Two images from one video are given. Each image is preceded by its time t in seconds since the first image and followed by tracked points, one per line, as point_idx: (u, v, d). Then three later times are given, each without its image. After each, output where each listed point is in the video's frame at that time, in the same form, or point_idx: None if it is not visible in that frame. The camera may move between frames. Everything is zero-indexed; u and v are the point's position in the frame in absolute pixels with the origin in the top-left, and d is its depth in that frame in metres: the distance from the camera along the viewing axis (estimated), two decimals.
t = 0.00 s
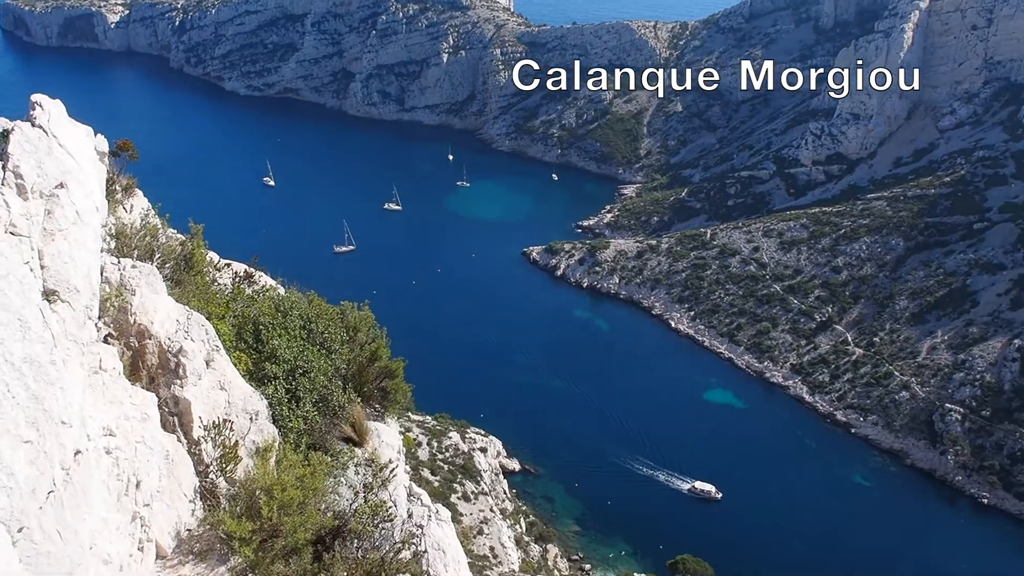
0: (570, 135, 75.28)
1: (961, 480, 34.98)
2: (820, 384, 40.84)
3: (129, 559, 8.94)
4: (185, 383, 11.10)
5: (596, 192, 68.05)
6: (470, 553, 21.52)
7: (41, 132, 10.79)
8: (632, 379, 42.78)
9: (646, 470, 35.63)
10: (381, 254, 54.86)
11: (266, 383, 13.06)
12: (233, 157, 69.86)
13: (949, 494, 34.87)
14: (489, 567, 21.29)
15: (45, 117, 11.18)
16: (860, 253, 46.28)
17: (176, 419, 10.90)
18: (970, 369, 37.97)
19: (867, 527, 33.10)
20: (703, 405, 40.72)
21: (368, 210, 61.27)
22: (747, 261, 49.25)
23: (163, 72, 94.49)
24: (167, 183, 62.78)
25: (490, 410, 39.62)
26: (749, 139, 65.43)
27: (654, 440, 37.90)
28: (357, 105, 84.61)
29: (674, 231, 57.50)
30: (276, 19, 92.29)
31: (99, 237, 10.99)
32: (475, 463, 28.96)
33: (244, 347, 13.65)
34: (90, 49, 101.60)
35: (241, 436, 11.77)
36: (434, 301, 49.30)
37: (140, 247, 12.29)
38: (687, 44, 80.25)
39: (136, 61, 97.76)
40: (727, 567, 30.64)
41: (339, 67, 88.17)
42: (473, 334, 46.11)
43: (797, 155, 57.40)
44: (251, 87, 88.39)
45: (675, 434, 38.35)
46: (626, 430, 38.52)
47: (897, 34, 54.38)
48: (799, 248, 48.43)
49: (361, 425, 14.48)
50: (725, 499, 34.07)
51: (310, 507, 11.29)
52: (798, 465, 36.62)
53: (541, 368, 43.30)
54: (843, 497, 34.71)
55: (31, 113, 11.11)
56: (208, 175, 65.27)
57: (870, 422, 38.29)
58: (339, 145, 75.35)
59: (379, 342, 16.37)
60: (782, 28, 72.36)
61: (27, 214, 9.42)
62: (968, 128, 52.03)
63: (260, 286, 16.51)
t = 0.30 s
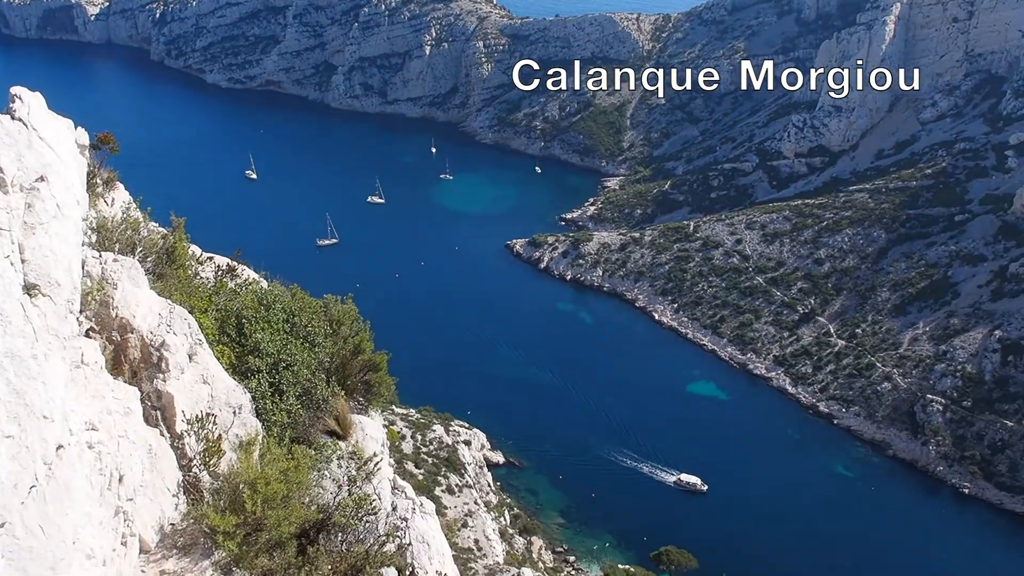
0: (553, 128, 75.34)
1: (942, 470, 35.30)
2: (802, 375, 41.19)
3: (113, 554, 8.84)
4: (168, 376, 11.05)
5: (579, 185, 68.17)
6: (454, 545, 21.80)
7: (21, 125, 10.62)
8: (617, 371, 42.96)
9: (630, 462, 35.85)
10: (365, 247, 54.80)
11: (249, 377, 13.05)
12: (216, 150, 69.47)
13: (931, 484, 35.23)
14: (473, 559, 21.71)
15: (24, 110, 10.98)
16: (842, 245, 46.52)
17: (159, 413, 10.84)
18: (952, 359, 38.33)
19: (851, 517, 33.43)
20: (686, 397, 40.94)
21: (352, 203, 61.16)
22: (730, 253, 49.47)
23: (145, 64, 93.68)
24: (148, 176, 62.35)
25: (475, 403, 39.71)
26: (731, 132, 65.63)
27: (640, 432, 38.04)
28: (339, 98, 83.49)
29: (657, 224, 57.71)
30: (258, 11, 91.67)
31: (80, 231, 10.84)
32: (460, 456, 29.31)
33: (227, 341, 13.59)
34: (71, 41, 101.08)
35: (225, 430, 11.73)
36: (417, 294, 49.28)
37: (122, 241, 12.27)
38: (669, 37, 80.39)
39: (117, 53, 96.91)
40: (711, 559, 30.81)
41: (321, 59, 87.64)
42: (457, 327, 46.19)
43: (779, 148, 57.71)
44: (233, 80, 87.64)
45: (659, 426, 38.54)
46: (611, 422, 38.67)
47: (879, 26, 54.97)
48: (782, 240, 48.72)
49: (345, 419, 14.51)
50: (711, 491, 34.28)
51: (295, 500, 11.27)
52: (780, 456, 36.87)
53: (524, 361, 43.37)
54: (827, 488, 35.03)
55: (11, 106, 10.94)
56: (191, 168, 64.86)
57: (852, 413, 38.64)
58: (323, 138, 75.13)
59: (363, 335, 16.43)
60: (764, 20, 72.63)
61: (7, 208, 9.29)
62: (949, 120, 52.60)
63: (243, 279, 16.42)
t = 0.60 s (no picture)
0: (536, 122, 75.27)
1: (924, 462, 35.65)
2: (785, 368, 41.47)
3: (96, 550, 8.69)
4: (150, 372, 10.98)
5: (563, 179, 68.22)
6: (439, 540, 22.27)
7: None
8: (601, 365, 43.12)
9: (614, 456, 35.95)
10: (348, 241, 54.76)
11: (231, 372, 13.04)
12: (198, 145, 69.19)
13: (913, 476, 35.58)
14: (458, 554, 22.22)
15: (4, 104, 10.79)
16: (824, 238, 46.74)
17: (142, 409, 10.73)
18: (933, 352, 38.61)
19: (838, 510, 33.60)
20: (669, 390, 41.16)
21: (335, 197, 61.09)
22: (713, 247, 49.66)
23: (126, 58, 93.09)
24: (129, 171, 62.01)
25: (457, 397, 39.80)
26: (714, 126, 65.83)
27: (625, 426, 38.14)
28: (323, 92, 83.71)
29: (640, 217, 57.88)
30: (240, 5, 91.43)
31: (60, 226, 10.67)
32: (443, 451, 29.70)
33: (210, 336, 13.54)
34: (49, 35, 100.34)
35: (207, 425, 11.69)
36: (400, 288, 49.28)
37: (103, 236, 12.27)
38: (652, 31, 80.59)
39: (98, 48, 96.24)
40: (694, 551, 30.93)
41: (304, 53, 87.38)
42: (440, 321, 46.24)
43: (762, 142, 57.90)
44: (214, 74, 87.29)
45: (641, 419, 38.72)
46: (595, 416, 38.80)
47: (861, 19, 55.48)
48: (764, 234, 48.94)
49: (328, 413, 14.51)
50: (696, 485, 34.42)
51: (278, 495, 11.24)
52: (763, 449, 37.11)
53: (507, 355, 43.48)
54: (811, 481, 35.21)
55: None
56: (173, 163, 64.56)
57: (835, 406, 38.92)
58: (307, 133, 75.01)
59: (346, 330, 16.45)
60: (746, 15, 72.84)
61: None
62: (931, 114, 52.80)
63: (226, 274, 16.36)
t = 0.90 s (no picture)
0: (519, 116, 75.35)
1: (906, 454, 35.77)
2: (768, 361, 41.70)
3: (77, 547, 8.57)
4: (131, 368, 10.89)
5: (546, 173, 68.50)
6: (424, 537, 23.35)
7: None
8: (584, 357, 43.29)
9: (597, 449, 35.96)
10: (331, 236, 54.82)
11: (213, 367, 13.05)
12: (182, 139, 69.11)
13: (896, 468, 35.70)
14: (443, 549, 23.28)
15: None
16: (807, 232, 46.97)
17: (123, 404, 10.68)
18: (914, 345, 38.76)
19: (827, 503, 33.74)
20: (653, 383, 41.33)
21: (318, 191, 61.14)
22: (695, 241, 49.93)
23: (107, 53, 92.61)
24: (111, 166, 61.90)
25: (439, 391, 39.97)
26: (697, 119, 66.15)
27: (609, 419, 38.23)
28: (303, 87, 83.57)
29: (622, 211, 58.42)
30: None
31: (40, 220, 10.28)
32: (427, 445, 29.99)
33: (192, 332, 13.54)
34: (30, 30, 99.84)
35: (190, 421, 11.65)
36: (382, 282, 49.43)
37: (84, 231, 12.24)
38: (634, 26, 80.74)
39: (80, 42, 95.73)
40: (680, 545, 31.01)
41: (285, 48, 87.21)
42: (424, 314, 46.41)
43: (744, 135, 58.26)
44: (194, 68, 87.40)
45: (624, 410, 38.93)
46: (578, 409, 38.90)
47: (843, 13, 55.96)
48: (747, 227, 49.19)
49: (311, 407, 14.50)
50: (683, 480, 34.50)
51: (261, 490, 11.21)
52: (747, 441, 37.29)
53: (492, 349, 43.62)
54: (795, 473, 35.38)
55: None
56: (155, 158, 64.47)
57: (818, 398, 39.07)
58: (292, 127, 74.97)
59: (329, 325, 16.47)
60: (728, 8, 72.88)
61: None
62: (912, 107, 52.93)
63: (208, 269, 16.31)
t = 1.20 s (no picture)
0: (500, 108, 75.14)
1: (886, 443, 36.36)
2: (749, 352, 42.11)
3: (57, 543, 8.48)
4: (112, 362, 10.80)
5: (528, 165, 68.46)
6: (406, 528, 23.64)
7: None
8: (566, 349, 43.46)
9: (581, 441, 36.14)
10: (311, 228, 54.49)
11: (194, 360, 12.99)
12: (160, 131, 68.37)
13: (876, 457, 36.26)
14: (426, 541, 23.68)
15: None
16: (788, 223, 47.37)
17: (104, 399, 10.59)
18: (895, 334, 39.27)
19: (806, 491, 34.23)
20: (635, 374, 41.60)
21: (298, 183, 60.72)
22: (677, 232, 50.23)
23: (84, 44, 91.47)
24: (88, 158, 61.14)
25: (422, 383, 39.98)
26: (678, 111, 66.39)
27: (591, 410, 38.43)
28: (283, 79, 82.99)
29: (604, 202, 58.67)
30: None
31: (18, 214, 10.24)
32: (410, 438, 30.03)
33: (173, 325, 13.47)
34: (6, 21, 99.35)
35: (171, 415, 11.58)
36: (364, 274, 49.26)
37: (61, 225, 12.17)
38: (615, 17, 80.65)
39: (56, 34, 94.53)
40: (661, 535, 31.38)
41: (265, 40, 86.30)
42: (406, 306, 46.35)
43: (725, 127, 58.53)
44: (173, 60, 86.56)
45: (605, 399, 39.30)
46: (561, 400, 39.07)
47: (823, 5, 56.33)
48: (728, 218, 49.49)
49: (293, 400, 14.47)
50: (667, 471, 34.77)
51: (243, 484, 11.21)
52: (726, 429, 37.77)
53: (473, 339, 43.74)
54: (776, 461, 35.83)
55: None
56: (133, 150, 63.74)
57: (798, 388, 39.55)
58: (272, 119, 74.34)
59: (310, 318, 16.42)
60: (710, 1, 73.05)
61: None
62: (892, 99, 53.41)
63: (188, 263, 16.19)
